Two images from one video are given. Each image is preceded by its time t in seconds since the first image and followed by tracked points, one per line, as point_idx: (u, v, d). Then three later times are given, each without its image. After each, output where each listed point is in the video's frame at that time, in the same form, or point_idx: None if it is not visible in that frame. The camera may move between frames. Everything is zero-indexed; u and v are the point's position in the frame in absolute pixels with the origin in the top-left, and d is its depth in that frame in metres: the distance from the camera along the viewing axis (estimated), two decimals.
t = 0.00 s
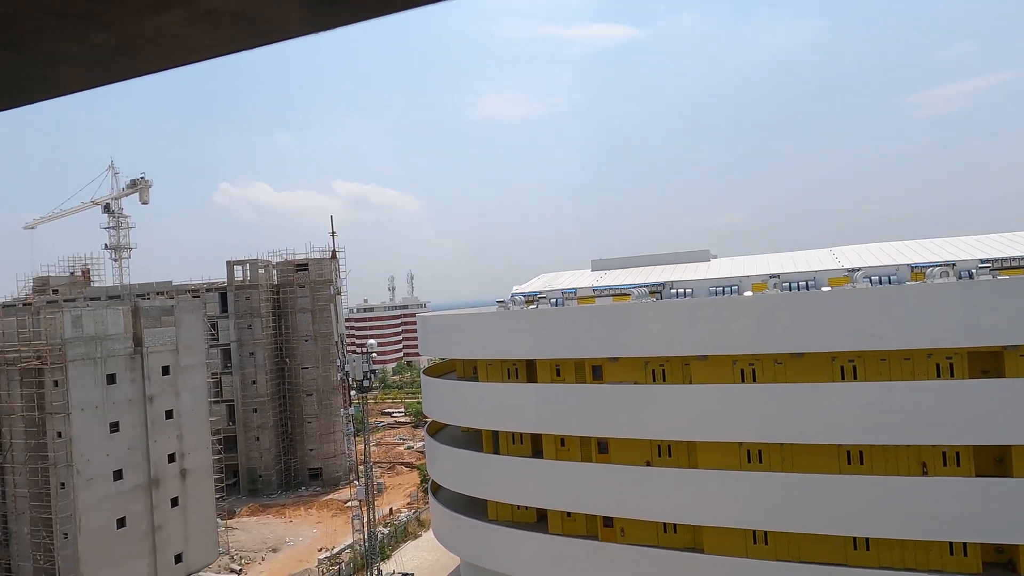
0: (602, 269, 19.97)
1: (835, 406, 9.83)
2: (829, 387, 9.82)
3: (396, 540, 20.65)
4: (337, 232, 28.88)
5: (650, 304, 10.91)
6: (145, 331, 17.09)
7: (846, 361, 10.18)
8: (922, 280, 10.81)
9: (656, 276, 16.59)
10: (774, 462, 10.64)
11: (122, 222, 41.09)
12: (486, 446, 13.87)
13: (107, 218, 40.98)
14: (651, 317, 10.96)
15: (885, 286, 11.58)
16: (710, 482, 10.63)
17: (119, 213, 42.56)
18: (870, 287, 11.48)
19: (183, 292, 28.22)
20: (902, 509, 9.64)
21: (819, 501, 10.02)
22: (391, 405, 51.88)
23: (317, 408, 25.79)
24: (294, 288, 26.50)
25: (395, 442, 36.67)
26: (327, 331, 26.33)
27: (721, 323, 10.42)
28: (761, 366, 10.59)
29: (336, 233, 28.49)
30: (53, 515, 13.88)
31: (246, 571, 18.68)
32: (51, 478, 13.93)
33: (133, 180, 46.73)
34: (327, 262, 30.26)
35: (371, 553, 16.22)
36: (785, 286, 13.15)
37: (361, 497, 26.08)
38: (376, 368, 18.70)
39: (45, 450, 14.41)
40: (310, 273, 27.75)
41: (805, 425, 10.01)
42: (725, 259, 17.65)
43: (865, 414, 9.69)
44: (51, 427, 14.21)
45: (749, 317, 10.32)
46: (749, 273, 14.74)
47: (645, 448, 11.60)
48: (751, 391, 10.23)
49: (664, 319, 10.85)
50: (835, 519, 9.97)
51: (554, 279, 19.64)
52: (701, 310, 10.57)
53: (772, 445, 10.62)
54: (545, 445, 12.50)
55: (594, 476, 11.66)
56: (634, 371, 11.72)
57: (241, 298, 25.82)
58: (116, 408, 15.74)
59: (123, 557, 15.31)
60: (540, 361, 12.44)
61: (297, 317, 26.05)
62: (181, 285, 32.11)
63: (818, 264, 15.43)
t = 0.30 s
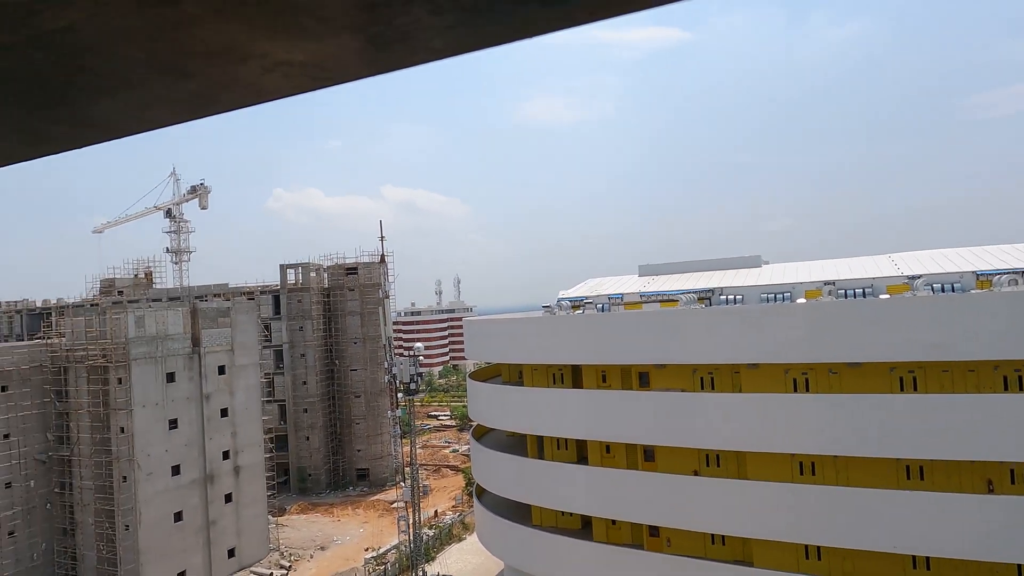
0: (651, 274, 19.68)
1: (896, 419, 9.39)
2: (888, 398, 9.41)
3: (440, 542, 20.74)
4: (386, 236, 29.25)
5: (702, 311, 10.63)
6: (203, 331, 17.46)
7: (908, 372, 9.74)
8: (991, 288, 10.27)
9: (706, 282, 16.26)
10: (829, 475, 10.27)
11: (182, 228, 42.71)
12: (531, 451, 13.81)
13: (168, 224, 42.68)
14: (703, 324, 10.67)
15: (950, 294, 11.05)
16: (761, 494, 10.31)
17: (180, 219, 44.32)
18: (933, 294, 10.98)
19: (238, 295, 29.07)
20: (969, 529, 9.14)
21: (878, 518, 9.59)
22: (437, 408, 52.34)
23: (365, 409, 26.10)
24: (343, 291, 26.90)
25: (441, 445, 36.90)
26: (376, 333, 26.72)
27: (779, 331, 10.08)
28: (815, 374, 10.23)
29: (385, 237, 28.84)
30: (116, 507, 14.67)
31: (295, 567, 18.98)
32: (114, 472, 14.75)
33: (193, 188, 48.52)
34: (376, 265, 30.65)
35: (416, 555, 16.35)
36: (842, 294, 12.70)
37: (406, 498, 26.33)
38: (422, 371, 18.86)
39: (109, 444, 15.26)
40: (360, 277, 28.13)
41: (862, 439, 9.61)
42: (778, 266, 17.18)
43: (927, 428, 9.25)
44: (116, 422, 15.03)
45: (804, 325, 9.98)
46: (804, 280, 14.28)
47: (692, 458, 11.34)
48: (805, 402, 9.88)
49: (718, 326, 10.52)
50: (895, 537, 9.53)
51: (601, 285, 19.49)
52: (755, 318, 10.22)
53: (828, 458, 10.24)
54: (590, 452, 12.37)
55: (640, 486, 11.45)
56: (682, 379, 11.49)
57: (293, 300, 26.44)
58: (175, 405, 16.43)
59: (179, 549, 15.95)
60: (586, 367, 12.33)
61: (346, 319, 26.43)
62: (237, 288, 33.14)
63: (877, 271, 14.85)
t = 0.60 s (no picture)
0: (684, 277, 19.45)
1: (942, 428, 9.08)
2: (932, 406, 9.14)
3: (472, 543, 20.78)
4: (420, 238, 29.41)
5: (739, 315, 10.43)
6: (242, 331, 17.85)
7: (953, 380, 9.45)
8: None
9: (741, 286, 15.99)
10: (870, 484, 10.00)
11: (220, 227, 43.57)
12: (563, 454, 13.71)
13: (207, 223, 43.61)
14: (740, 329, 10.46)
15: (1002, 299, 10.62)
16: (800, 502, 10.07)
17: (218, 219, 45.24)
18: (984, 299, 10.56)
19: (275, 295, 29.52)
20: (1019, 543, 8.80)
21: (923, 530, 9.28)
22: (468, 409, 52.54)
23: (398, 410, 26.23)
24: (378, 292, 27.11)
25: (473, 446, 36.95)
26: (410, 334, 26.80)
27: (819, 337, 9.82)
28: (855, 381, 9.98)
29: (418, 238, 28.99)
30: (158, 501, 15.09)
31: (329, 565, 19.05)
32: (157, 467, 15.15)
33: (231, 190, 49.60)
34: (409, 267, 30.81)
35: (448, 556, 16.40)
36: (884, 298, 12.35)
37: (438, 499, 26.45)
38: (455, 372, 18.90)
39: (152, 440, 15.73)
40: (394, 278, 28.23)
41: (907, 448, 9.31)
42: (818, 269, 16.72)
43: (975, 438, 8.93)
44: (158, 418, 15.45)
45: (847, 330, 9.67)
46: (844, 284, 13.92)
47: (728, 464, 11.14)
48: (847, 408, 9.64)
49: (754, 330, 10.33)
50: (940, 550, 9.21)
51: (635, 288, 19.25)
52: (794, 323, 10.01)
53: (869, 466, 9.97)
54: (624, 456, 12.23)
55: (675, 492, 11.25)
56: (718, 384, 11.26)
57: (329, 302, 26.61)
58: (215, 403, 16.81)
59: (218, 544, 16.30)
60: (620, 370, 12.20)
61: (380, 320, 26.63)
62: (273, 288, 33.68)
63: (920, 274, 14.43)
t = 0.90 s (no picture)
0: (703, 279, 19.33)
1: (967, 432, 8.93)
2: (957, 410, 9.00)
3: (488, 543, 20.78)
4: (439, 239, 29.53)
5: (759, 317, 10.35)
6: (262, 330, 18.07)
7: (978, 384, 9.31)
8: None
9: (760, 287, 15.85)
10: (892, 488, 9.88)
11: (242, 229, 44.05)
12: (580, 455, 13.71)
13: (230, 226, 44.17)
14: (759, 331, 10.38)
15: None
16: (819, 506, 9.96)
17: (242, 222, 45.76)
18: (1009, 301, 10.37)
19: (296, 295, 29.82)
20: None
21: (946, 536, 9.14)
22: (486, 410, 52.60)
23: (416, 410, 26.33)
24: (396, 293, 27.24)
25: (491, 447, 36.95)
26: (428, 334, 26.87)
27: (840, 338, 9.71)
28: (877, 384, 9.86)
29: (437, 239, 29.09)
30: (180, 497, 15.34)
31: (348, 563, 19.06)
32: (179, 463, 15.39)
33: (254, 193, 50.35)
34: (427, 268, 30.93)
35: (465, 555, 16.44)
36: (906, 300, 12.18)
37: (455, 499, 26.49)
38: (472, 372, 18.96)
39: (173, 437, 15.99)
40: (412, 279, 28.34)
41: (930, 452, 9.18)
42: (840, 271, 16.51)
43: (1001, 443, 8.77)
44: (180, 416, 15.70)
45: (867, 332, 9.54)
46: (865, 285, 13.76)
47: (747, 466, 11.06)
48: (868, 411, 9.53)
49: (773, 332, 10.25)
50: (964, 556, 9.08)
51: (652, 289, 19.19)
52: (814, 324, 9.90)
53: (891, 470, 9.85)
54: (641, 457, 12.20)
55: (693, 494, 11.18)
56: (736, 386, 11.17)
57: (348, 302, 26.80)
58: (234, 401, 17.05)
59: (238, 541, 16.50)
60: (637, 371, 12.19)
61: (399, 320, 26.75)
62: (294, 288, 34.03)
63: (945, 276, 14.19)
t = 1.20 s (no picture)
0: (733, 281, 18.99)
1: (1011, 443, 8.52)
2: (1000, 419, 8.59)
3: (514, 546, 20.66)
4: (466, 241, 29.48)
5: (791, 321, 10.10)
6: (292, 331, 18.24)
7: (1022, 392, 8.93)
8: None
9: (793, 291, 15.50)
10: (930, 498, 9.53)
11: (274, 230, 44.61)
12: (607, 459, 13.54)
13: (262, 227, 44.85)
14: (791, 336, 10.13)
15: None
16: (854, 515, 9.64)
17: (274, 222, 46.39)
18: None
19: (325, 296, 30.06)
20: None
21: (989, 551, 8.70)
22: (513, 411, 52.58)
23: (443, 411, 26.32)
24: (424, 295, 27.27)
25: (517, 448, 36.83)
26: (455, 336, 26.83)
27: (875, 345, 9.39)
28: (913, 391, 9.56)
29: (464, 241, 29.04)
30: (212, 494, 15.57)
31: (375, 562, 19.08)
32: (210, 461, 15.60)
33: (285, 194, 51.05)
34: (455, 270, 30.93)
35: (491, 558, 16.36)
36: (946, 305, 11.79)
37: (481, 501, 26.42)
38: (498, 374, 18.87)
39: (206, 435, 16.23)
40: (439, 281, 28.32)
41: (971, 462, 8.79)
42: (877, 274, 16.05)
43: None
44: (213, 414, 15.95)
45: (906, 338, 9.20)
46: (903, 289, 13.35)
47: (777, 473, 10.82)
48: (906, 418, 9.17)
49: (807, 337, 9.97)
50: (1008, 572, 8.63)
51: (682, 292, 18.90)
52: (848, 330, 9.61)
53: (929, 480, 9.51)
54: (668, 462, 11.99)
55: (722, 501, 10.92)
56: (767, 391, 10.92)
57: (376, 304, 26.90)
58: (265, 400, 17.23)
59: (267, 538, 16.66)
60: (666, 376, 11.95)
61: (426, 322, 26.76)
62: (323, 289, 34.33)
63: (987, 280, 13.71)
